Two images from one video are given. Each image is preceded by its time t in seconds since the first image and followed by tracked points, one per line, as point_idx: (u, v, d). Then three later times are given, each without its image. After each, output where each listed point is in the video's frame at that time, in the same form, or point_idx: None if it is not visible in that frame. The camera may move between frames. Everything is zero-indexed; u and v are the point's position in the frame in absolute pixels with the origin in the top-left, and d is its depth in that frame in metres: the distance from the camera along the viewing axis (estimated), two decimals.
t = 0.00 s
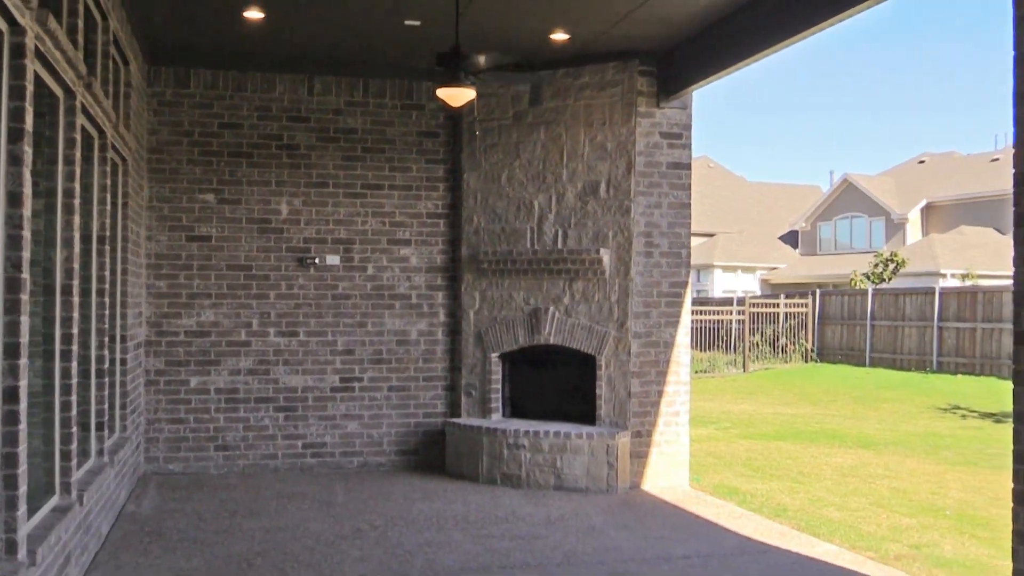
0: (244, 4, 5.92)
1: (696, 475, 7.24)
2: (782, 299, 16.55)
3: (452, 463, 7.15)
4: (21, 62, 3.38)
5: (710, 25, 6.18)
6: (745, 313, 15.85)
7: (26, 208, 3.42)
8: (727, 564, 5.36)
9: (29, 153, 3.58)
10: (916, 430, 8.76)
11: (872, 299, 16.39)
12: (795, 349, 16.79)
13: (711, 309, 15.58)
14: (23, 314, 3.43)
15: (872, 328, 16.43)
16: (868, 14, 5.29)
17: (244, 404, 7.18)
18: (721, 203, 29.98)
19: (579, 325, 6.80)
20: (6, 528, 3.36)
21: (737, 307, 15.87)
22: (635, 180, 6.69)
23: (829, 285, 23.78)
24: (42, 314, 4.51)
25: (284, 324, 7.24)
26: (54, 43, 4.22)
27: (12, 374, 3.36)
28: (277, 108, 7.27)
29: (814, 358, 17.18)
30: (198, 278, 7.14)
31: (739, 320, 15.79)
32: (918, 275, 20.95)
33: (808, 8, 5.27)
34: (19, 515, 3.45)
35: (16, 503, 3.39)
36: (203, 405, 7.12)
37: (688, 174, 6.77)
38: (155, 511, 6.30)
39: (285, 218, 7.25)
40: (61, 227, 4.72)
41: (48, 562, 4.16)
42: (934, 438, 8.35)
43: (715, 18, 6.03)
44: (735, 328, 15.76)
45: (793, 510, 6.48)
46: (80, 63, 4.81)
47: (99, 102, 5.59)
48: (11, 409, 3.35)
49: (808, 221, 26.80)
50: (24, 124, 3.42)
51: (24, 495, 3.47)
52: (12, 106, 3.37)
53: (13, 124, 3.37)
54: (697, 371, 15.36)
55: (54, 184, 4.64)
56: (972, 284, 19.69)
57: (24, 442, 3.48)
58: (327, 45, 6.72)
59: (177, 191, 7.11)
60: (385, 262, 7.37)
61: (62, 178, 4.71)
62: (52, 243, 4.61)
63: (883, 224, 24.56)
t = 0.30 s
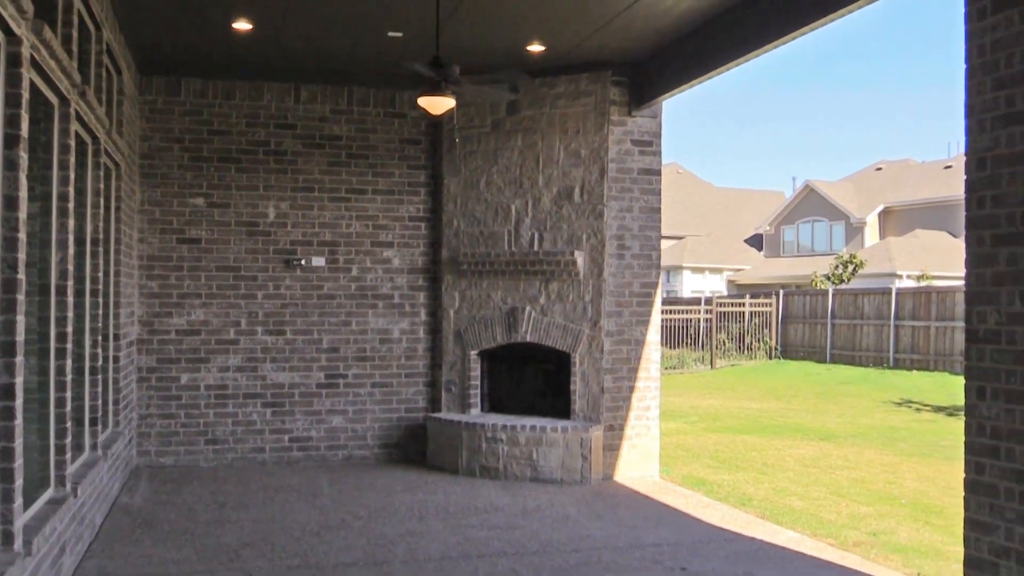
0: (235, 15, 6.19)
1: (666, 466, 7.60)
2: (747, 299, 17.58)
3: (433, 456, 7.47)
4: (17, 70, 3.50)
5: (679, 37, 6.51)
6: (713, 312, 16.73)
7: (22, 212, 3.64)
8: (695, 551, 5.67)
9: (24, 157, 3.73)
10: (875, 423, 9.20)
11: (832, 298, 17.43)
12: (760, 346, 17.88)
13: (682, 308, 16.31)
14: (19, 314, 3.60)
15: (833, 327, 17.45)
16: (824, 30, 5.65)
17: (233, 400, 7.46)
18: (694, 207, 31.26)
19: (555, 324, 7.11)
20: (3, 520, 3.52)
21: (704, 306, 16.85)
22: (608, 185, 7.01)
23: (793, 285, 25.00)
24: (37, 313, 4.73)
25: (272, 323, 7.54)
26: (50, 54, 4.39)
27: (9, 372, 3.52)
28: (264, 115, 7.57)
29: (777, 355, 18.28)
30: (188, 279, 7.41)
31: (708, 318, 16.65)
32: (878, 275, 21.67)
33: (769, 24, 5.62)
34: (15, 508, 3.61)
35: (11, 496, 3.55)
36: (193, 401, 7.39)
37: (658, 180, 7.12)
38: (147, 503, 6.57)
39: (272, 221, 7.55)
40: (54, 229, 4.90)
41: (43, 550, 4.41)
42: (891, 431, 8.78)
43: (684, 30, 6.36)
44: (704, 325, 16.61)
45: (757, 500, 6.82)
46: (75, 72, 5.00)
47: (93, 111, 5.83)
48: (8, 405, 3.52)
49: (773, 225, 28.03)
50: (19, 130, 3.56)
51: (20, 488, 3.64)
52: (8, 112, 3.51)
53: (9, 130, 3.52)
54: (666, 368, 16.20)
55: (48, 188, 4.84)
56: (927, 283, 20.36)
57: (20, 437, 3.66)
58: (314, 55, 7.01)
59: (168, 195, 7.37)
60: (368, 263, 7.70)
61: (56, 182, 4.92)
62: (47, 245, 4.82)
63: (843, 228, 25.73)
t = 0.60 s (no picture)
0: (230, 26, 6.48)
1: (639, 458, 7.97)
2: (715, 298, 18.50)
3: (415, 448, 7.80)
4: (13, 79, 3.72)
5: (652, 48, 6.88)
6: (682, 310, 17.72)
7: (18, 215, 3.89)
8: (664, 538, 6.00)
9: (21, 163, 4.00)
10: (836, 417, 9.66)
11: (795, 297, 18.02)
12: (727, 343, 18.75)
13: (652, 308, 17.46)
14: (16, 312, 3.81)
15: (796, 325, 18.08)
16: (787, 44, 6.04)
17: (224, 396, 7.76)
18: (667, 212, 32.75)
19: (532, 323, 7.45)
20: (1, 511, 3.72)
21: (674, 305, 17.90)
22: (583, 191, 7.37)
23: (758, 285, 25.59)
24: (34, 313, 4.97)
25: (261, 321, 7.85)
26: (45, 64, 4.61)
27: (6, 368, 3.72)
28: (254, 122, 7.88)
29: (743, 351, 19.04)
30: (180, 280, 7.70)
31: (677, 316, 17.61)
32: (839, 277, 22.65)
33: (737, 37, 6.00)
34: (12, 499, 3.82)
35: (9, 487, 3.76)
36: (185, 397, 7.69)
37: (630, 186, 7.50)
38: (140, 494, 6.85)
39: (261, 224, 7.86)
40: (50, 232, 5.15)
41: (42, 540, 4.67)
42: (853, 424, 9.22)
43: (657, 42, 6.73)
44: (673, 323, 17.58)
45: (724, 489, 7.19)
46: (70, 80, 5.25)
47: (88, 118, 6.08)
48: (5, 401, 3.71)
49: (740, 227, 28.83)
50: (17, 137, 3.85)
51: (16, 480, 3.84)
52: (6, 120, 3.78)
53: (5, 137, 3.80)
54: (639, 363, 17.33)
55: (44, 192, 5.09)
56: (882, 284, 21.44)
57: (16, 431, 3.88)
58: (301, 65, 7.33)
59: (160, 198, 7.66)
60: (353, 264, 8.03)
61: (51, 187, 5.17)
62: (43, 247, 5.05)
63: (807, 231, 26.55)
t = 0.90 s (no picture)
0: (225, 36, 6.77)
1: (613, 450, 8.39)
2: (686, 298, 19.49)
3: (400, 441, 8.14)
4: (14, 87, 3.99)
5: (626, 60, 7.29)
6: (655, 310, 18.75)
7: (17, 218, 4.14)
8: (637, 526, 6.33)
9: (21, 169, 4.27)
10: (800, 411, 10.24)
11: (761, 298, 19.06)
12: (697, 342, 19.77)
13: (626, 308, 18.38)
14: (15, 310, 4.07)
15: (761, 323, 19.18)
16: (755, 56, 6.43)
17: (216, 391, 8.09)
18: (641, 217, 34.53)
19: (512, 322, 7.82)
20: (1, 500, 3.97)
21: (646, 303, 18.97)
22: (560, 196, 7.77)
23: (726, 285, 27.07)
24: (32, 313, 5.23)
25: (251, 320, 8.18)
26: (44, 72, 4.84)
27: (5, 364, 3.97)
28: (245, 129, 8.21)
29: (712, 349, 20.15)
30: (174, 280, 8.02)
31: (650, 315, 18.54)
32: (800, 277, 24.30)
33: (709, 49, 6.38)
34: (11, 490, 4.05)
35: (8, 480, 4.01)
36: (179, 393, 8.01)
37: (605, 191, 7.94)
38: (134, 487, 7.14)
39: (251, 227, 8.18)
40: (48, 234, 5.39)
41: (39, 531, 4.85)
42: (815, 418, 9.71)
43: (633, 52, 7.11)
44: (646, 322, 18.57)
45: (694, 479, 7.60)
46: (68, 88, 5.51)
47: (85, 125, 6.33)
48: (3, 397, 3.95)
49: (708, 231, 30.46)
50: (16, 143, 4.11)
51: (15, 473, 4.08)
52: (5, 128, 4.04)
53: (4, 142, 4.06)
54: (613, 360, 18.19)
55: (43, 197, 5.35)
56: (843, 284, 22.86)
57: (14, 425, 4.12)
58: (292, 75, 7.68)
59: (154, 202, 7.97)
60: (341, 265, 8.37)
61: (50, 190, 5.43)
62: (42, 248, 5.29)
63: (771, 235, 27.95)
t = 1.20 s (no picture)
0: (220, 45, 7.03)
1: (590, 443, 8.81)
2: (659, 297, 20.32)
3: (386, 434, 8.50)
4: (12, 94, 4.06)
5: (603, 71, 7.67)
6: (631, 308, 19.56)
7: (15, 220, 4.17)
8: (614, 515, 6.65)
9: (19, 171, 4.32)
10: (768, 406, 10.78)
11: (731, 297, 19.70)
12: (670, 339, 20.50)
13: (602, 307, 19.09)
14: (14, 310, 4.12)
15: (731, 321, 19.81)
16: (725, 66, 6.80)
17: (209, 387, 8.41)
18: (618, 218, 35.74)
19: (493, 320, 8.18)
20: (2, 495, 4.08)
21: (621, 302, 19.71)
22: (539, 200, 8.17)
23: (697, 285, 28.52)
24: (32, 312, 5.36)
25: (243, 319, 8.52)
26: (43, 80, 4.99)
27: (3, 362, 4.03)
28: (237, 135, 8.56)
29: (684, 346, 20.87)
30: (168, 280, 8.34)
31: (625, 314, 19.35)
32: (768, 278, 25.62)
33: (682, 60, 6.75)
34: (11, 483, 4.15)
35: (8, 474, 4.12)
36: (173, 388, 8.32)
37: (583, 196, 8.34)
38: (129, 480, 7.39)
39: (243, 229, 8.53)
40: (45, 235, 5.53)
41: (38, 522, 4.99)
42: (781, 413, 10.18)
43: (612, 61, 7.47)
44: (621, 320, 19.35)
45: (667, 469, 7.99)
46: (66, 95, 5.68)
47: (82, 130, 6.54)
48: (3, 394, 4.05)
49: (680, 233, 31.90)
50: (14, 146, 4.16)
51: (16, 467, 4.18)
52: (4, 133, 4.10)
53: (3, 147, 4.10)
54: (591, 357, 18.94)
55: (41, 200, 5.50)
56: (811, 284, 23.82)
57: (14, 420, 4.22)
58: (283, 84, 8.01)
59: (150, 205, 8.29)
60: (329, 266, 8.74)
61: (48, 193, 5.59)
62: (40, 248, 5.45)
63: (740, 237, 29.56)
